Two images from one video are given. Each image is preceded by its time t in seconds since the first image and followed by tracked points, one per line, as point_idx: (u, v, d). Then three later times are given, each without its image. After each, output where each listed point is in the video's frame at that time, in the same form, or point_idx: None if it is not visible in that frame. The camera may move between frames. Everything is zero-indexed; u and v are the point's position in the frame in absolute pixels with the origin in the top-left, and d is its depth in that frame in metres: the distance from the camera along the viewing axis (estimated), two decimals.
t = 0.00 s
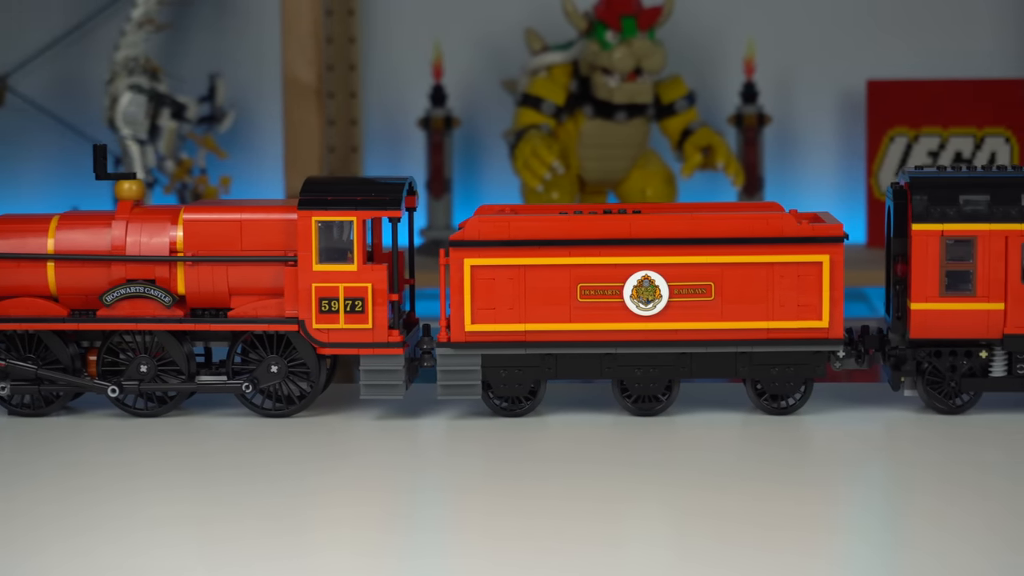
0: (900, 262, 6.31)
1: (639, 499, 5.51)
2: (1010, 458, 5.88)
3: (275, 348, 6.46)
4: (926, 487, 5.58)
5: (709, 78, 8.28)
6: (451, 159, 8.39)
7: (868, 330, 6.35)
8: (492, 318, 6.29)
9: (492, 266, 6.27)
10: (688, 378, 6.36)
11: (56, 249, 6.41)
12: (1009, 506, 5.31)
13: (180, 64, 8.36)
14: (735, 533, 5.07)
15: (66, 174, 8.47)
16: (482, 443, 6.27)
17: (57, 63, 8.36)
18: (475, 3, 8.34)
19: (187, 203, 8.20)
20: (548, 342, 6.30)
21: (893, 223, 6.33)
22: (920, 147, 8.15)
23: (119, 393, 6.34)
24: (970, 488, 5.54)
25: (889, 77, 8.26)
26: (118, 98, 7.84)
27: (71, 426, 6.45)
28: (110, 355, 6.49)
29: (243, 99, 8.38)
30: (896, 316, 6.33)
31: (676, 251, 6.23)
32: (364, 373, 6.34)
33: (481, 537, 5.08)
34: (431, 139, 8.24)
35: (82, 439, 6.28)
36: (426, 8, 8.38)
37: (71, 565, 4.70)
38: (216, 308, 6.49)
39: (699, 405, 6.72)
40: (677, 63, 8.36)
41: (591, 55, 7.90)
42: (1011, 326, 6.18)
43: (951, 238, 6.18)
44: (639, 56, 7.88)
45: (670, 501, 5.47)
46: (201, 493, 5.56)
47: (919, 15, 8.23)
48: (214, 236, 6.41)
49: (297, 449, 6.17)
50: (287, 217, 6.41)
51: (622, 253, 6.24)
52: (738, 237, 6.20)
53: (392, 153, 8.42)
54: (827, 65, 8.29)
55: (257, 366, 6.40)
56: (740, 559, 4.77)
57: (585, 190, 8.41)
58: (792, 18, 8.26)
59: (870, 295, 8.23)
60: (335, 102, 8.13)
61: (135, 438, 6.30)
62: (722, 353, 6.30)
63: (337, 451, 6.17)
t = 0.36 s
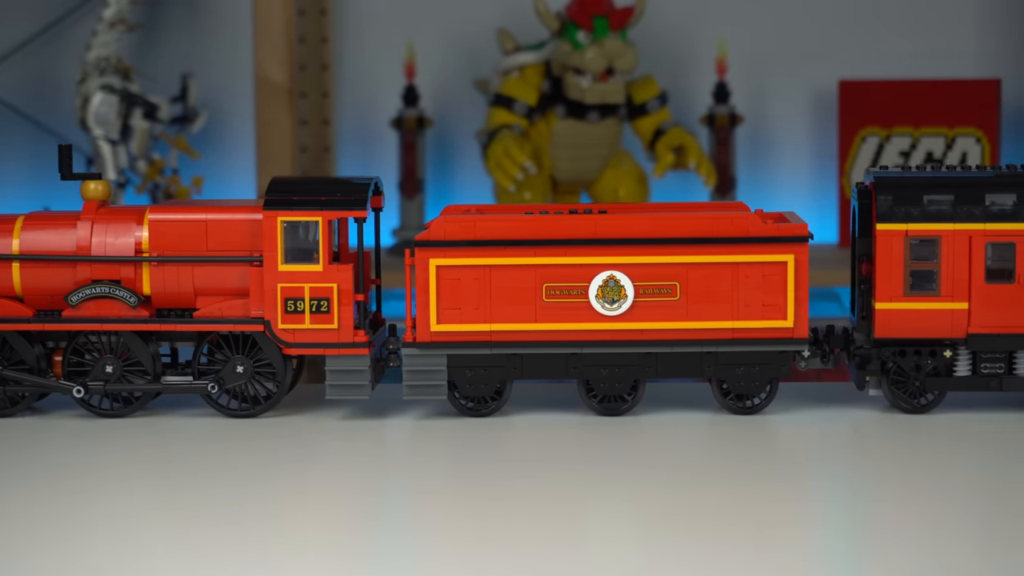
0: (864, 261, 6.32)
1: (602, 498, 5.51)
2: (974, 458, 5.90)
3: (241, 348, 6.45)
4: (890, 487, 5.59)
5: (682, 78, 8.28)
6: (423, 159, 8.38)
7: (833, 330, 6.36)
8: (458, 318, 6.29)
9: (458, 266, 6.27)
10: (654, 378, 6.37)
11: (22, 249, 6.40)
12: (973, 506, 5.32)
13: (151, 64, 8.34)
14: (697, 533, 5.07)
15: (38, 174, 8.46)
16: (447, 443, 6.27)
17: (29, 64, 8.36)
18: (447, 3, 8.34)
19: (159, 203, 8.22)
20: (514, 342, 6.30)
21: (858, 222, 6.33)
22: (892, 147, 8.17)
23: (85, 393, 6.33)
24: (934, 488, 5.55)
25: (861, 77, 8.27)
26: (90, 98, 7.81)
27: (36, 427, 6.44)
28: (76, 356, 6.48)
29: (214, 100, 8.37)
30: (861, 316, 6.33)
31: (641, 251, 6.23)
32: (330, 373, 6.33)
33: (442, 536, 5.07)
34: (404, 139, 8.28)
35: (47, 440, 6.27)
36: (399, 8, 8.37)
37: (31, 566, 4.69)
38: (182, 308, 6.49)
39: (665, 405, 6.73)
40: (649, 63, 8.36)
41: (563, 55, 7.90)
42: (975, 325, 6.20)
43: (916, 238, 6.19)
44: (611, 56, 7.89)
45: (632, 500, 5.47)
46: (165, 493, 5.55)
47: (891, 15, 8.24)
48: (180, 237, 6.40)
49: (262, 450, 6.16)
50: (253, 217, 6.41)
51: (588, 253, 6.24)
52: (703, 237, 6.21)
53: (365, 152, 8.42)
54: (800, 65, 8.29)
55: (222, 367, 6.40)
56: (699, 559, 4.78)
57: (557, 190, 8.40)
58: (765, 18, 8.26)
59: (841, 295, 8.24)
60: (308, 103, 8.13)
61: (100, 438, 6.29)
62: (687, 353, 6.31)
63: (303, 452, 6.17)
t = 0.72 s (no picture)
0: (829, 261, 6.32)
1: (565, 498, 5.50)
2: (938, 457, 5.91)
3: (207, 349, 6.46)
4: (854, 486, 5.59)
5: (655, 78, 8.28)
6: (396, 159, 8.38)
7: (798, 330, 6.34)
8: (424, 318, 6.29)
9: (423, 266, 6.27)
10: (620, 378, 6.37)
11: None
12: (938, 506, 5.32)
13: (123, 63, 8.29)
14: (660, 533, 5.06)
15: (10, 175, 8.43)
16: (413, 443, 6.27)
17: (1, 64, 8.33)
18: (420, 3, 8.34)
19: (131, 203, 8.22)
20: (479, 342, 6.30)
21: (823, 222, 6.35)
22: (864, 147, 8.20)
23: (50, 394, 6.32)
24: (898, 487, 5.56)
25: (834, 77, 8.28)
26: (61, 98, 8.01)
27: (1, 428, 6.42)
28: (41, 357, 6.47)
29: (188, 98, 8.30)
30: (827, 316, 6.34)
31: (607, 251, 6.24)
32: (296, 373, 6.33)
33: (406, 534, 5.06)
34: (376, 139, 8.39)
35: (12, 441, 6.25)
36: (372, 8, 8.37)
37: None
38: (148, 308, 6.49)
39: (631, 405, 6.74)
40: (620, 63, 8.36)
41: (535, 55, 7.90)
42: (939, 325, 6.21)
43: (880, 237, 6.20)
44: (583, 56, 7.89)
45: (595, 499, 5.47)
46: (128, 493, 5.53)
47: (864, 15, 8.25)
48: (145, 237, 6.40)
49: (227, 450, 6.15)
50: (218, 217, 6.41)
51: (553, 253, 6.24)
52: (668, 237, 6.22)
53: (338, 154, 8.40)
54: (773, 65, 8.29)
55: (188, 367, 6.39)
56: (659, 558, 4.77)
57: (530, 190, 8.39)
58: (737, 18, 8.27)
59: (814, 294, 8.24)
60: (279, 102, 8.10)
61: (66, 439, 6.28)
62: (653, 353, 6.31)
63: (268, 452, 6.16)
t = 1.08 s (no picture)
0: (797, 261, 6.34)
1: (530, 497, 5.50)
2: (904, 457, 5.92)
3: (175, 349, 6.45)
4: (821, 486, 5.59)
5: (629, 78, 8.28)
6: (370, 158, 8.38)
7: (767, 329, 6.39)
8: (391, 318, 6.29)
9: (391, 266, 6.27)
10: (587, 378, 6.37)
11: None
12: (903, 506, 5.31)
13: (98, 63, 8.25)
14: (626, 532, 5.06)
15: None
16: (381, 443, 6.27)
17: None
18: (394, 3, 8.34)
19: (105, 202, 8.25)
20: (447, 342, 6.30)
21: (790, 222, 6.35)
22: (837, 147, 8.23)
23: (17, 395, 6.31)
24: (864, 487, 5.56)
25: (808, 78, 8.29)
26: (35, 98, 8.17)
27: None
28: (9, 357, 6.46)
29: (163, 98, 8.27)
30: (794, 316, 6.37)
31: (575, 251, 6.24)
32: (265, 373, 6.34)
33: (368, 534, 5.05)
34: (351, 139, 8.40)
35: None
36: (347, 9, 8.36)
37: None
38: (115, 309, 6.49)
39: (599, 405, 6.75)
40: (594, 64, 8.36)
41: (509, 55, 7.90)
42: (906, 324, 6.22)
43: (848, 237, 6.21)
44: (557, 56, 7.89)
45: (560, 498, 5.47)
46: (95, 494, 5.51)
47: (838, 15, 8.26)
48: (112, 237, 6.39)
49: (195, 451, 6.15)
50: (186, 218, 6.40)
51: (521, 253, 6.24)
52: (636, 237, 6.22)
53: (314, 159, 8.38)
54: (747, 65, 8.29)
55: (156, 368, 6.39)
56: (621, 556, 4.77)
57: (504, 190, 8.38)
58: (712, 18, 8.27)
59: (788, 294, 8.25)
60: (254, 102, 8.18)
61: (33, 440, 6.26)
62: (620, 353, 6.32)
63: (236, 452, 6.15)
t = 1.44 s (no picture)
0: (762, 260, 6.32)
1: (493, 496, 5.50)
2: (869, 456, 5.92)
3: (140, 350, 6.44)
4: (785, 485, 5.60)
5: (601, 78, 8.29)
6: (343, 157, 8.40)
7: (732, 329, 6.40)
8: (357, 318, 6.29)
9: (357, 266, 6.27)
10: (553, 377, 6.39)
11: None
12: (866, 504, 5.31)
13: (68, 64, 8.28)
14: (589, 530, 5.06)
15: None
16: (346, 443, 6.27)
17: None
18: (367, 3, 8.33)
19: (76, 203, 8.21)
20: (413, 342, 6.30)
21: (756, 222, 6.35)
22: (809, 147, 8.25)
23: None
24: (830, 487, 5.56)
25: (780, 78, 8.30)
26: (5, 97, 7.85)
27: None
28: None
29: (134, 98, 8.28)
30: (760, 315, 6.34)
31: (540, 251, 6.25)
32: (230, 373, 6.34)
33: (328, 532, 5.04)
34: (323, 139, 8.41)
35: None
36: (320, 9, 8.36)
37: None
38: (81, 309, 6.49)
39: (566, 404, 6.75)
40: (566, 64, 8.36)
41: (481, 55, 7.91)
42: (871, 324, 6.23)
43: (813, 237, 6.21)
44: (529, 57, 7.90)
45: (521, 498, 5.46)
46: (59, 495, 5.49)
47: (811, 15, 8.28)
48: (78, 238, 6.40)
49: (160, 451, 6.14)
50: (151, 218, 6.40)
51: (487, 253, 6.25)
52: (601, 237, 6.23)
53: (287, 153, 8.40)
54: (719, 65, 8.30)
55: (122, 369, 6.38)
56: (581, 554, 4.77)
57: (477, 190, 8.39)
58: (685, 18, 8.28)
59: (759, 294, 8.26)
60: (226, 102, 8.09)
61: None
62: (585, 353, 6.34)
63: (201, 452, 6.15)
